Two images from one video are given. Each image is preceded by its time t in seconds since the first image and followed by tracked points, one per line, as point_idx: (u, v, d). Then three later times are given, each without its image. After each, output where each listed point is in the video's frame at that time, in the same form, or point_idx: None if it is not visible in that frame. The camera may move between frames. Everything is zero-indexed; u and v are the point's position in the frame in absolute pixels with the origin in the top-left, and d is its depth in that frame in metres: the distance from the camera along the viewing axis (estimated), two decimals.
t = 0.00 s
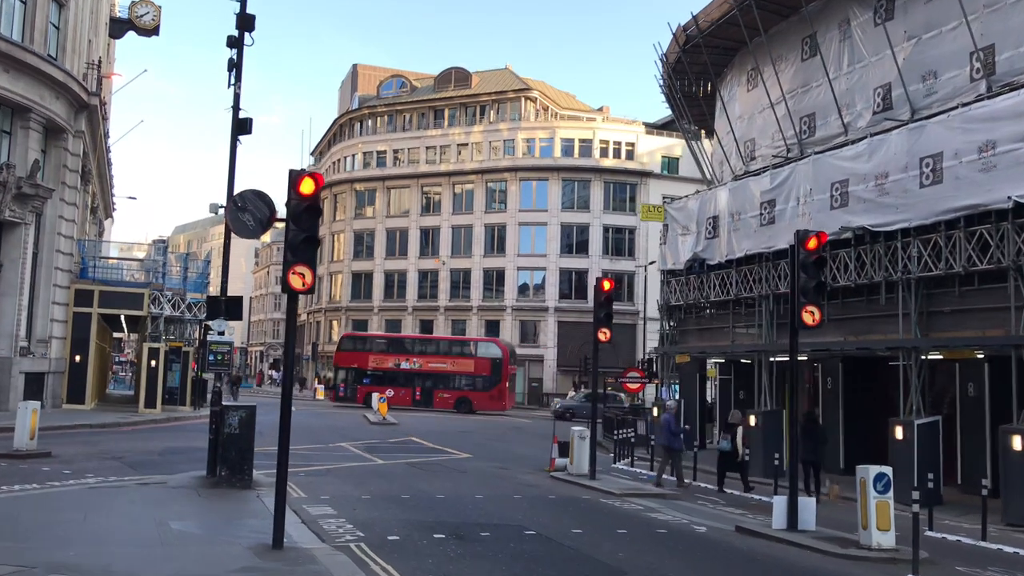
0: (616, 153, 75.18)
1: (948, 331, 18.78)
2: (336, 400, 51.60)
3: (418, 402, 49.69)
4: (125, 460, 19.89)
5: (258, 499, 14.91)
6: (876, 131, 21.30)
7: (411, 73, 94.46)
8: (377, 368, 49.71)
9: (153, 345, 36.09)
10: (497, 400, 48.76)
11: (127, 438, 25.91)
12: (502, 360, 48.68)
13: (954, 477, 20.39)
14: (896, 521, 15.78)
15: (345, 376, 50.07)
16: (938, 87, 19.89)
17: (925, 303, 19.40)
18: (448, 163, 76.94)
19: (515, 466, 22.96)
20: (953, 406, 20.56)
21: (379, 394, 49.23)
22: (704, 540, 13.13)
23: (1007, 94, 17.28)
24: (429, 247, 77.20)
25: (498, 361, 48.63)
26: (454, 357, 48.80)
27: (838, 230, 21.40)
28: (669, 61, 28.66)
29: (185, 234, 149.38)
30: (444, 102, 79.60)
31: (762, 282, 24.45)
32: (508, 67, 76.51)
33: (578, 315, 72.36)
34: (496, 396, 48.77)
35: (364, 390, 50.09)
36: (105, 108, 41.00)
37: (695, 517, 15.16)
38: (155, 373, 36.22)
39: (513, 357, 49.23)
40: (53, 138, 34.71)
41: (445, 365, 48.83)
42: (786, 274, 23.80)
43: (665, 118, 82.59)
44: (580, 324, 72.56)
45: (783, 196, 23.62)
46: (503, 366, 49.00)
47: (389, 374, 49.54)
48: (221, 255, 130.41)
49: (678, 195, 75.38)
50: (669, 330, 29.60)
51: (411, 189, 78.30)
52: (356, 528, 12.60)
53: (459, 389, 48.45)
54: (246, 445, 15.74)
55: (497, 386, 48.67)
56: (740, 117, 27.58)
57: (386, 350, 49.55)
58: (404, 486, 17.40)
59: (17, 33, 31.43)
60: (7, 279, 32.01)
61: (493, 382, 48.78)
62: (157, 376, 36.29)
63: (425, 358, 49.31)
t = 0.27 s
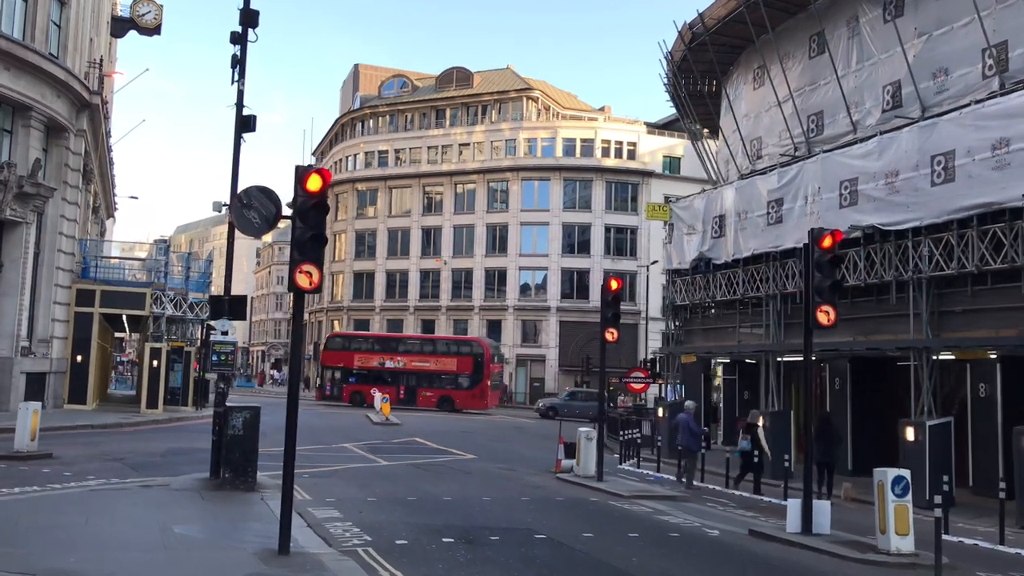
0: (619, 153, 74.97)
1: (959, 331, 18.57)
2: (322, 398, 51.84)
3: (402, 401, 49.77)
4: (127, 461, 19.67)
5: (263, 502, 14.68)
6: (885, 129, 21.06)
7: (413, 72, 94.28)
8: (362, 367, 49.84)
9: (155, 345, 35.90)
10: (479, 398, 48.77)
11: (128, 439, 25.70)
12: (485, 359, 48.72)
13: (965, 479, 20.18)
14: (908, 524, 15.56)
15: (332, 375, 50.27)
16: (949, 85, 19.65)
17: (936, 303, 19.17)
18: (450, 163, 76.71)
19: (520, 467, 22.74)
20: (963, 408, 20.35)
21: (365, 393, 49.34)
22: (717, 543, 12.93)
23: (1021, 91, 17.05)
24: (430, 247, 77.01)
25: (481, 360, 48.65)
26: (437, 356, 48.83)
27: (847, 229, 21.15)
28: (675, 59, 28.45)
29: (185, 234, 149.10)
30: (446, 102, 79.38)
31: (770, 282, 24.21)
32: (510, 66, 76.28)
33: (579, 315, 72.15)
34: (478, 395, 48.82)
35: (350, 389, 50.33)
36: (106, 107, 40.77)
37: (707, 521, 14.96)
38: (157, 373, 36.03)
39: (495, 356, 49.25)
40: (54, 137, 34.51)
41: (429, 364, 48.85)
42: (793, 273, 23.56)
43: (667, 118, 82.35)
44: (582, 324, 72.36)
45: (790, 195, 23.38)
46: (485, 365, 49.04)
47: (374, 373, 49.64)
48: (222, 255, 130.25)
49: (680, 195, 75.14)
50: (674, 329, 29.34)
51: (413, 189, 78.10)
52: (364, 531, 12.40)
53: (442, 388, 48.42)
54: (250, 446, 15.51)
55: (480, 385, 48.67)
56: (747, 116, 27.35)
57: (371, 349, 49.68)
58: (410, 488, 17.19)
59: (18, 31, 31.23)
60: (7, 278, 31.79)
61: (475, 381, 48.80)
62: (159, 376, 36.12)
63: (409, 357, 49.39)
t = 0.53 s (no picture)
0: (621, 152, 74.67)
1: (975, 330, 18.27)
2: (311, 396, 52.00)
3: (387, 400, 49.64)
4: (129, 462, 19.38)
5: (268, 504, 14.37)
6: (898, 124, 20.74)
7: (414, 71, 93.99)
8: (348, 366, 49.82)
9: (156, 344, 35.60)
10: (462, 397, 48.48)
11: (130, 439, 25.41)
12: (467, 357, 48.38)
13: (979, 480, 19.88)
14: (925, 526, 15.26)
15: (318, 374, 50.33)
16: (964, 80, 19.33)
17: (951, 301, 18.87)
18: (452, 162, 76.40)
19: (527, 468, 22.45)
20: (977, 408, 20.06)
21: (350, 392, 49.32)
22: (734, 547, 12.62)
23: None
24: (432, 246, 76.72)
25: (463, 359, 48.36)
26: (420, 355, 48.60)
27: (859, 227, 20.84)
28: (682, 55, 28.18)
29: (185, 234, 148.80)
30: (448, 101, 79.10)
31: (779, 281, 23.91)
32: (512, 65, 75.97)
33: (582, 315, 71.81)
34: (461, 393, 48.51)
35: (336, 387, 50.40)
36: (107, 104, 40.45)
37: (721, 523, 14.65)
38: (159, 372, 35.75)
39: (478, 355, 48.88)
40: (54, 134, 34.21)
41: (412, 363, 48.60)
42: (804, 272, 23.26)
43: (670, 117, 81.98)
44: (584, 324, 72.03)
45: (801, 192, 23.08)
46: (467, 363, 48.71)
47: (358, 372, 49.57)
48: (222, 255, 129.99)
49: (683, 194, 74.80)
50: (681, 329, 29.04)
51: (414, 188, 77.78)
52: (372, 534, 12.08)
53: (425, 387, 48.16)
54: (254, 447, 15.21)
55: (462, 384, 48.40)
56: (755, 112, 27.06)
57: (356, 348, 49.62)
58: (417, 489, 16.88)
59: (18, 27, 30.94)
60: (7, 277, 31.47)
61: (458, 380, 48.50)
62: (160, 375, 35.82)
63: (393, 356, 49.21)
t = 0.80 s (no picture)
0: (623, 152, 74.42)
1: (989, 332, 18.02)
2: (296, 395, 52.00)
3: (371, 399, 49.66)
4: (130, 465, 19.08)
5: (273, 508, 14.11)
6: (909, 123, 20.47)
7: (415, 71, 93.65)
8: (334, 366, 49.80)
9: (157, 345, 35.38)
10: (444, 396, 48.48)
11: (131, 441, 25.13)
12: (449, 356, 48.39)
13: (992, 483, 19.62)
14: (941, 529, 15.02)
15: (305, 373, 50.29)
16: (976, 77, 19.06)
17: (964, 302, 18.61)
18: (453, 162, 76.15)
19: (532, 471, 22.19)
20: (989, 410, 19.83)
21: (335, 392, 49.40)
22: (748, 552, 12.37)
23: None
24: (433, 247, 76.43)
25: (444, 358, 48.39)
26: (403, 354, 48.58)
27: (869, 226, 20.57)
28: (688, 53, 27.94)
29: (186, 233, 148.46)
30: (449, 101, 78.84)
31: (788, 281, 23.64)
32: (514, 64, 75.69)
33: (584, 314, 71.53)
34: (442, 393, 48.44)
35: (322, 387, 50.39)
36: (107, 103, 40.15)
37: (734, 528, 14.39)
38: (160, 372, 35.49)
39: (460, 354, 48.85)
40: (54, 134, 33.95)
41: (395, 362, 48.59)
42: (813, 272, 22.99)
43: (672, 117, 81.68)
44: (586, 324, 71.73)
45: (810, 191, 22.82)
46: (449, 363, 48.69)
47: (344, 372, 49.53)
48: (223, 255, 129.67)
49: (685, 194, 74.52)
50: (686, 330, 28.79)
51: (416, 188, 77.46)
52: (379, 540, 11.82)
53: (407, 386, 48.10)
54: (258, 450, 14.93)
55: (444, 383, 48.40)
56: (762, 111, 26.81)
57: (342, 348, 49.57)
58: (424, 492, 16.62)
59: (18, 25, 30.70)
60: (7, 277, 31.21)
61: (440, 379, 48.49)
62: (162, 376, 35.56)
63: (377, 355, 49.14)
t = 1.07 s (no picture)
0: (624, 151, 74.20)
1: (1001, 330, 17.79)
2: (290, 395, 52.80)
3: (359, 399, 49.78)
4: (130, 465, 18.83)
5: (276, 510, 13.84)
6: (918, 120, 20.22)
7: (416, 71, 93.39)
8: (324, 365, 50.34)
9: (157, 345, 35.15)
10: (427, 395, 48.16)
11: (131, 441, 24.89)
12: (432, 356, 48.27)
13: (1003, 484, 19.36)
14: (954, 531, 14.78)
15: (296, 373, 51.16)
16: (987, 73, 18.81)
17: (975, 300, 18.38)
18: (454, 161, 75.92)
19: (536, 472, 21.96)
20: (1001, 410, 19.61)
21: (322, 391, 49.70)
22: (762, 555, 12.12)
23: None
24: (434, 246, 76.20)
25: (428, 357, 48.22)
26: (387, 353, 48.61)
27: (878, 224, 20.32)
28: (693, 50, 27.73)
29: (185, 233, 148.13)
30: (450, 100, 78.61)
31: (794, 280, 23.42)
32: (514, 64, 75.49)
33: (585, 314, 71.29)
34: (426, 392, 48.19)
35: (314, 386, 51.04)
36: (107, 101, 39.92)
37: (745, 531, 14.14)
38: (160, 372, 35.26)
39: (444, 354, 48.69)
40: (54, 132, 33.71)
41: (380, 362, 48.63)
42: (820, 271, 22.77)
43: (673, 116, 81.48)
44: (587, 323, 71.51)
45: (817, 188, 22.59)
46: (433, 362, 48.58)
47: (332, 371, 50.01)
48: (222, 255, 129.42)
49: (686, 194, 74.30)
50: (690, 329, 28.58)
51: (416, 187, 77.20)
52: (384, 543, 11.56)
53: (390, 385, 48.05)
54: (260, 451, 14.69)
55: (427, 382, 48.12)
56: (767, 108, 26.59)
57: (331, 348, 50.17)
58: (428, 494, 16.37)
59: (17, 22, 30.47)
60: (7, 276, 30.98)
61: (423, 379, 48.27)
62: (162, 377, 35.32)
63: (364, 355, 49.34)
